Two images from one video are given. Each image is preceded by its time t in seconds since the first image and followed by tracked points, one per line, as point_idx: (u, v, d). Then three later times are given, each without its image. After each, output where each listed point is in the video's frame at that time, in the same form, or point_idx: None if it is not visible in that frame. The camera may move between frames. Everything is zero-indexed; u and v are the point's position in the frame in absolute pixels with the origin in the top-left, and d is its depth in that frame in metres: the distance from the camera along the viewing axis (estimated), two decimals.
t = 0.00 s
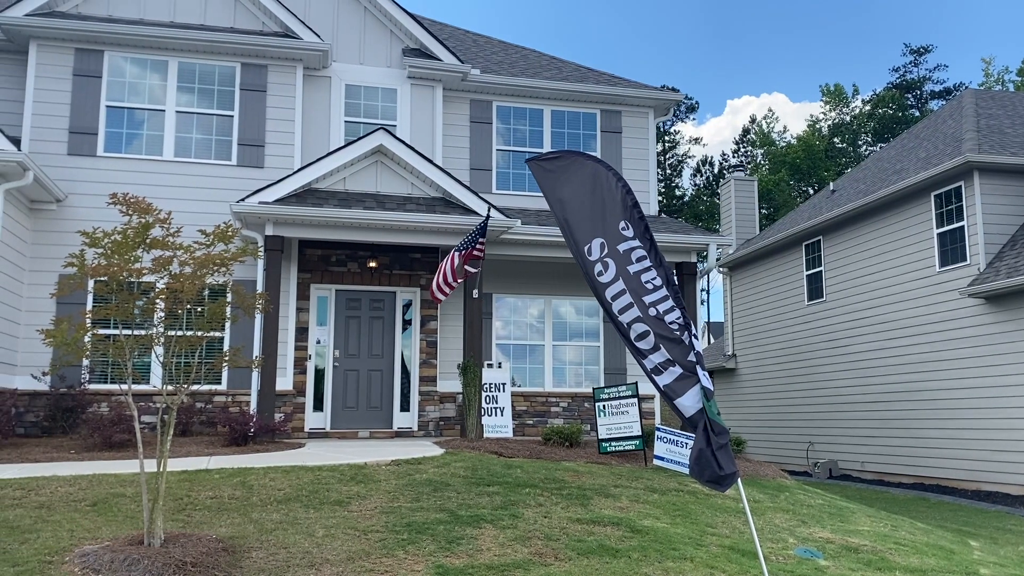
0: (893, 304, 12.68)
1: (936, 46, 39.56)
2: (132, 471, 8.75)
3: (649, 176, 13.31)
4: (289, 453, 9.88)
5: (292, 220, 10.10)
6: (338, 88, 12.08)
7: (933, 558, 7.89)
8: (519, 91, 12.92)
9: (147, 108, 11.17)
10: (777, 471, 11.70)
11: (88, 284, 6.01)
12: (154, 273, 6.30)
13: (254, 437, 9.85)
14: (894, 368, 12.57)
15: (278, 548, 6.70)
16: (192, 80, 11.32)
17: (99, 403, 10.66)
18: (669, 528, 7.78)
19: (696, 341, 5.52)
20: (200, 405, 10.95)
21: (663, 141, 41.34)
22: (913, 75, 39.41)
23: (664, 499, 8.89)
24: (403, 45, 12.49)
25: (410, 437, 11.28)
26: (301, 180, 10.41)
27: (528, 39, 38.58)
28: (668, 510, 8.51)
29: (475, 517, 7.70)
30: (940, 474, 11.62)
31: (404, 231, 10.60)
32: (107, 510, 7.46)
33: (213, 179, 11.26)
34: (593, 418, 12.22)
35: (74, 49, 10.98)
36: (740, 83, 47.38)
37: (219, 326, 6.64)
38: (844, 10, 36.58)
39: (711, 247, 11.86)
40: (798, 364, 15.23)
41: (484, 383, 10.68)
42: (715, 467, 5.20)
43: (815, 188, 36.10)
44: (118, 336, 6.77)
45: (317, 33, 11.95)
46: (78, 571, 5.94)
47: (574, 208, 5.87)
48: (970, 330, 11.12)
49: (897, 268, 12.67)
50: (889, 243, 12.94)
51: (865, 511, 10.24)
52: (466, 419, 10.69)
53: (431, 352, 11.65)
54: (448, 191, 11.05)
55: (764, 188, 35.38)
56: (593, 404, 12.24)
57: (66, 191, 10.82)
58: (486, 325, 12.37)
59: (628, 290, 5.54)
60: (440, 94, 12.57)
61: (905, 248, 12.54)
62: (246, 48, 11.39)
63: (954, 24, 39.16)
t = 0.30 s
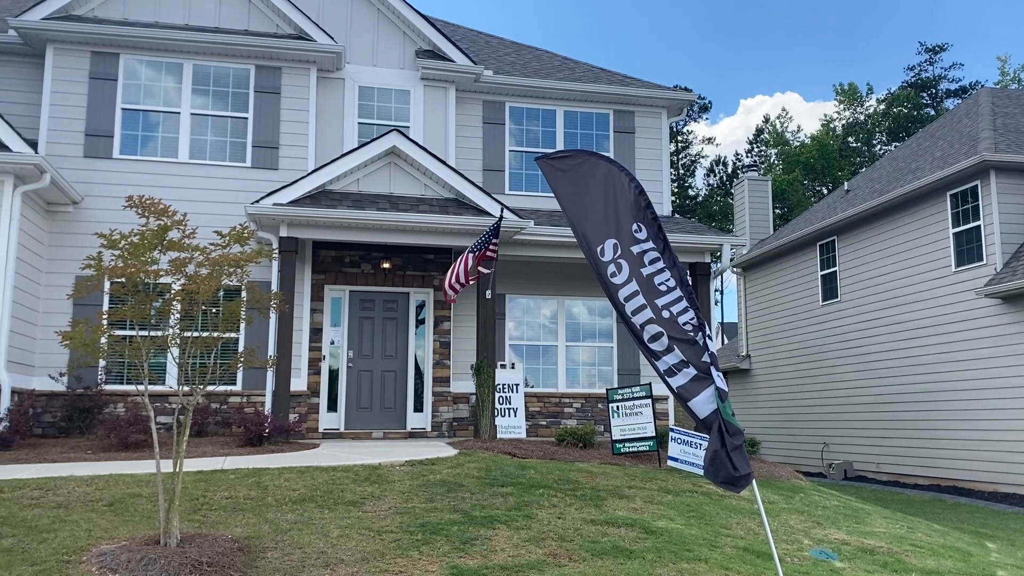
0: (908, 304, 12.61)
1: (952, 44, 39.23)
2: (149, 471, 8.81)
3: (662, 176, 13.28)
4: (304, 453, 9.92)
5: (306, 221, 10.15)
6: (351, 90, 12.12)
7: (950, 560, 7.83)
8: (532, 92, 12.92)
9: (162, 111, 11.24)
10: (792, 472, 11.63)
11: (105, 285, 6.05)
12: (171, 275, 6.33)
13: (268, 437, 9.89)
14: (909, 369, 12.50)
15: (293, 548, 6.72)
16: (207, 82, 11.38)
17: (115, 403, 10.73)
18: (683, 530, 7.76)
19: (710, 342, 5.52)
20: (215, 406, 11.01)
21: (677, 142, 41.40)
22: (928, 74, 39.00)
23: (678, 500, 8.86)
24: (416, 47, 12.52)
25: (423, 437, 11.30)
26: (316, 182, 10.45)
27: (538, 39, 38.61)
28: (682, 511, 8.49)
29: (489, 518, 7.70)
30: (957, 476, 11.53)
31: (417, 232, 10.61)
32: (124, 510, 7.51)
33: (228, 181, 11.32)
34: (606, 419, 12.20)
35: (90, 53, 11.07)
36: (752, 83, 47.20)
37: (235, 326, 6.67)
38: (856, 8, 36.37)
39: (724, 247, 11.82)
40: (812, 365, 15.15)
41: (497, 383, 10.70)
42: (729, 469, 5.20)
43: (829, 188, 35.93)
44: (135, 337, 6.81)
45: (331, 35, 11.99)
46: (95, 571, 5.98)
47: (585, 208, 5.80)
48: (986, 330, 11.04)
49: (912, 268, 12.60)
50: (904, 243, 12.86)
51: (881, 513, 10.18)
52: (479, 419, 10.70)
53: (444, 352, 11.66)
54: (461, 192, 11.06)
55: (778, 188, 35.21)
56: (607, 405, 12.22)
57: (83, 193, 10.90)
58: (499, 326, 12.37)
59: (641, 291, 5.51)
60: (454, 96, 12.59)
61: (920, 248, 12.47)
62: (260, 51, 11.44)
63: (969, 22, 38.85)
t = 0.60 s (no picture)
0: (928, 304, 12.51)
1: (972, 42, 38.80)
2: (169, 471, 8.87)
3: (679, 176, 13.23)
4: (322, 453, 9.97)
5: (324, 222, 10.20)
6: (368, 92, 12.16)
7: (972, 563, 7.75)
8: (548, 93, 12.92)
9: (181, 113, 11.32)
10: (811, 474, 11.55)
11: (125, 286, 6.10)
12: (191, 276, 6.37)
13: (287, 437, 9.94)
14: (929, 370, 12.39)
15: (312, 548, 6.75)
16: (225, 85, 11.46)
17: (136, 403, 10.82)
18: (701, 531, 7.73)
19: (730, 343, 5.49)
20: (234, 406, 11.07)
21: (693, 142, 41.37)
22: (948, 72, 38.73)
23: (696, 502, 8.83)
24: (432, 48, 12.54)
25: (440, 438, 11.32)
26: (333, 183, 10.49)
27: (552, 39, 38.62)
28: (699, 512, 8.46)
29: (506, 519, 7.69)
30: (978, 478, 11.41)
31: (434, 233, 10.63)
32: (144, 510, 7.56)
33: (246, 183, 11.39)
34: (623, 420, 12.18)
35: (110, 56, 11.17)
36: (768, 82, 46.96)
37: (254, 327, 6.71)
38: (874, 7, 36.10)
39: (742, 247, 11.77)
40: (831, 366, 15.04)
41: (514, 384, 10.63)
42: (748, 470, 5.20)
43: (848, 188, 35.73)
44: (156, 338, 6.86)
45: (347, 37, 12.03)
46: (116, 570, 6.03)
47: (605, 207, 5.78)
48: (1007, 331, 10.93)
49: (932, 268, 12.50)
50: (924, 242, 12.74)
51: (902, 515, 10.08)
52: (496, 420, 10.69)
53: (461, 353, 11.68)
54: (477, 193, 11.07)
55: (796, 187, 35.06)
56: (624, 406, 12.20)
57: (103, 196, 11.00)
58: (516, 327, 12.38)
59: (661, 292, 5.49)
60: (470, 97, 12.60)
61: (940, 247, 12.37)
62: (278, 53, 11.50)
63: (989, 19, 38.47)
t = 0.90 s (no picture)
0: (944, 305, 12.43)
1: (989, 40, 38.39)
2: (185, 471, 8.93)
3: (693, 176, 13.20)
4: (337, 454, 10.00)
5: (339, 224, 10.23)
6: (382, 94, 12.20)
7: (990, 565, 7.69)
8: (562, 93, 12.92)
9: (197, 116, 11.39)
10: (827, 475, 11.49)
11: (142, 287, 6.13)
12: (207, 277, 6.39)
13: (302, 438, 9.99)
14: (946, 371, 12.31)
15: (327, 548, 6.77)
16: (240, 87, 11.52)
17: (152, 404, 10.88)
18: (716, 533, 7.70)
19: (746, 343, 5.49)
20: (250, 407, 11.12)
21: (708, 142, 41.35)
22: (965, 71, 38.34)
23: (711, 503, 8.80)
24: (446, 50, 12.56)
25: (454, 439, 11.34)
26: (347, 185, 10.53)
27: (563, 40, 38.62)
28: (714, 514, 8.42)
29: (520, 519, 7.69)
30: (996, 480, 11.32)
31: (448, 234, 10.64)
32: (161, 510, 7.60)
33: (261, 184, 11.45)
34: (638, 421, 12.15)
35: (127, 59, 11.26)
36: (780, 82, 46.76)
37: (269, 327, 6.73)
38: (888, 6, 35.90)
39: (757, 247, 11.72)
40: (846, 367, 14.95)
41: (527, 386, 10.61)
42: (764, 471, 5.20)
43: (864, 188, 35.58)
44: (173, 338, 6.90)
45: (361, 39, 12.07)
46: (133, 570, 6.07)
47: (622, 206, 5.72)
48: None
49: (948, 269, 12.42)
50: (941, 242, 12.65)
51: (919, 517, 10.00)
52: (510, 421, 10.69)
53: (475, 354, 11.69)
54: (490, 194, 11.08)
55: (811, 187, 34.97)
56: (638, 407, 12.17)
57: (120, 198, 11.08)
58: (529, 328, 12.38)
59: (678, 292, 5.48)
60: (483, 98, 12.62)
61: (957, 248, 12.29)
62: (292, 56, 11.55)
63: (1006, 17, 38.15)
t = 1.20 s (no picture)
0: (965, 306, 12.31)
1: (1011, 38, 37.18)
2: (205, 471, 8.98)
3: (711, 176, 13.15)
4: (355, 454, 10.04)
5: (356, 225, 10.27)
6: (399, 95, 12.24)
7: (1014, 568, 7.61)
8: (579, 93, 12.90)
9: (216, 118, 11.47)
10: (847, 476, 11.40)
11: (162, 288, 6.17)
12: (226, 278, 6.42)
13: (321, 438, 10.04)
14: (967, 371, 12.18)
15: (346, 548, 6.79)
16: (259, 90, 11.59)
17: (172, 404, 10.96)
18: (735, 534, 7.66)
19: (766, 345, 5.45)
20: (269, 407, 11.18)
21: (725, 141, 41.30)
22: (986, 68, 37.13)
23: (730, 505, 8.75)
24: (463, 51, 12.58)
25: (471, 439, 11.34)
26: (365, 186, 10.57)
27: (577, 40, 38.63)
28: (734, 515, 8.38)
29: (538, 520, 7.68)
30: (1018, 482, 11.18)
31: (465, 235, 10.65)
32: (181, 510, 7.65)
33: (280, 186, 11.51)
34: (656, 422, 12.11)
35: (147, 63, 11.35)
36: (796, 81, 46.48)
37: (288, 328, 6.75)
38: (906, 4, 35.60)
39: (776, 247, 11.66)
40: (867, 369, 14.83)
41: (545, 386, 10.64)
42: (784, 473, 5.16)
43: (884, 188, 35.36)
44: (194, 339, 6.94)
45: (379, 41, 12.11)
46: (155, 569, 6.11)
47: (641, 207, 5.71)
48: None
49: (969, 269, 12.30)
50: (962, 242, 12.54)
51: (940, 519, 9.90)
52: (527, 422, 10.68)
53: (492, 355, 11.70)
54: (508, 194, 11.09)
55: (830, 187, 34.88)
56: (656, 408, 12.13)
57: (141, 200, 11.18)
58: (546, 329, 12.37)
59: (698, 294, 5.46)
60: (500, 99, 12.63)
61: (978, 247, 12.16)
62: (310, 58, 11.61)
63: None
